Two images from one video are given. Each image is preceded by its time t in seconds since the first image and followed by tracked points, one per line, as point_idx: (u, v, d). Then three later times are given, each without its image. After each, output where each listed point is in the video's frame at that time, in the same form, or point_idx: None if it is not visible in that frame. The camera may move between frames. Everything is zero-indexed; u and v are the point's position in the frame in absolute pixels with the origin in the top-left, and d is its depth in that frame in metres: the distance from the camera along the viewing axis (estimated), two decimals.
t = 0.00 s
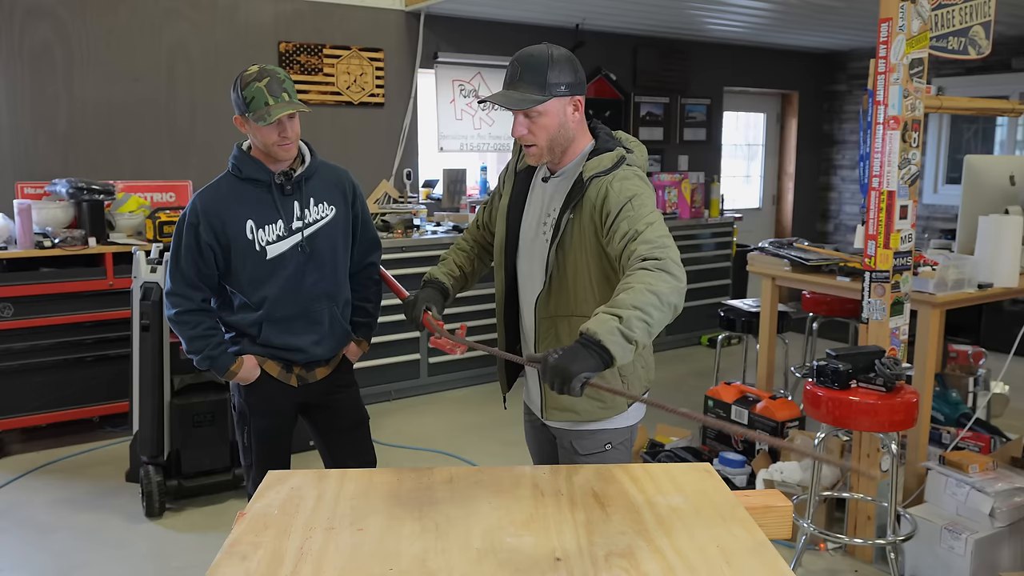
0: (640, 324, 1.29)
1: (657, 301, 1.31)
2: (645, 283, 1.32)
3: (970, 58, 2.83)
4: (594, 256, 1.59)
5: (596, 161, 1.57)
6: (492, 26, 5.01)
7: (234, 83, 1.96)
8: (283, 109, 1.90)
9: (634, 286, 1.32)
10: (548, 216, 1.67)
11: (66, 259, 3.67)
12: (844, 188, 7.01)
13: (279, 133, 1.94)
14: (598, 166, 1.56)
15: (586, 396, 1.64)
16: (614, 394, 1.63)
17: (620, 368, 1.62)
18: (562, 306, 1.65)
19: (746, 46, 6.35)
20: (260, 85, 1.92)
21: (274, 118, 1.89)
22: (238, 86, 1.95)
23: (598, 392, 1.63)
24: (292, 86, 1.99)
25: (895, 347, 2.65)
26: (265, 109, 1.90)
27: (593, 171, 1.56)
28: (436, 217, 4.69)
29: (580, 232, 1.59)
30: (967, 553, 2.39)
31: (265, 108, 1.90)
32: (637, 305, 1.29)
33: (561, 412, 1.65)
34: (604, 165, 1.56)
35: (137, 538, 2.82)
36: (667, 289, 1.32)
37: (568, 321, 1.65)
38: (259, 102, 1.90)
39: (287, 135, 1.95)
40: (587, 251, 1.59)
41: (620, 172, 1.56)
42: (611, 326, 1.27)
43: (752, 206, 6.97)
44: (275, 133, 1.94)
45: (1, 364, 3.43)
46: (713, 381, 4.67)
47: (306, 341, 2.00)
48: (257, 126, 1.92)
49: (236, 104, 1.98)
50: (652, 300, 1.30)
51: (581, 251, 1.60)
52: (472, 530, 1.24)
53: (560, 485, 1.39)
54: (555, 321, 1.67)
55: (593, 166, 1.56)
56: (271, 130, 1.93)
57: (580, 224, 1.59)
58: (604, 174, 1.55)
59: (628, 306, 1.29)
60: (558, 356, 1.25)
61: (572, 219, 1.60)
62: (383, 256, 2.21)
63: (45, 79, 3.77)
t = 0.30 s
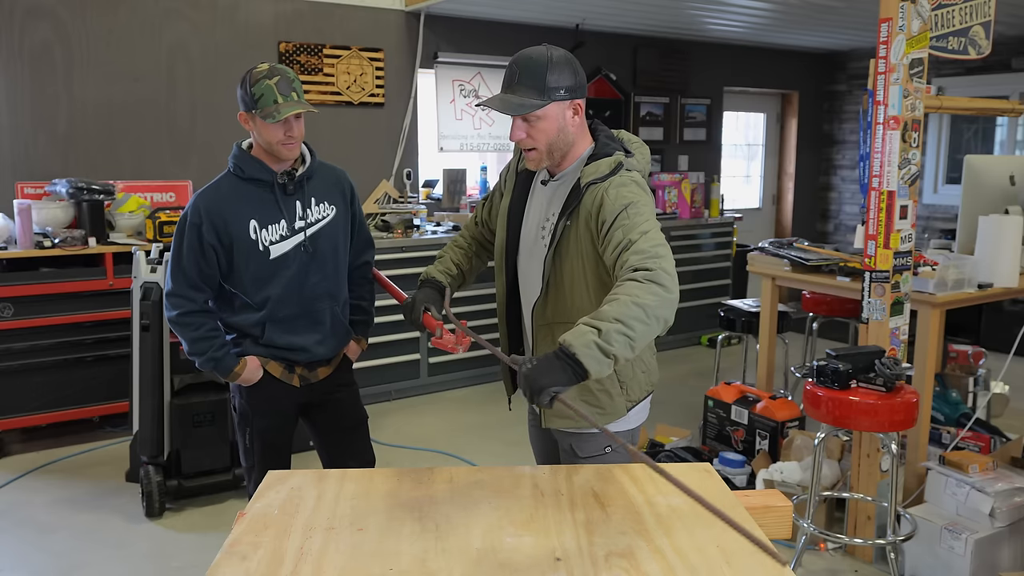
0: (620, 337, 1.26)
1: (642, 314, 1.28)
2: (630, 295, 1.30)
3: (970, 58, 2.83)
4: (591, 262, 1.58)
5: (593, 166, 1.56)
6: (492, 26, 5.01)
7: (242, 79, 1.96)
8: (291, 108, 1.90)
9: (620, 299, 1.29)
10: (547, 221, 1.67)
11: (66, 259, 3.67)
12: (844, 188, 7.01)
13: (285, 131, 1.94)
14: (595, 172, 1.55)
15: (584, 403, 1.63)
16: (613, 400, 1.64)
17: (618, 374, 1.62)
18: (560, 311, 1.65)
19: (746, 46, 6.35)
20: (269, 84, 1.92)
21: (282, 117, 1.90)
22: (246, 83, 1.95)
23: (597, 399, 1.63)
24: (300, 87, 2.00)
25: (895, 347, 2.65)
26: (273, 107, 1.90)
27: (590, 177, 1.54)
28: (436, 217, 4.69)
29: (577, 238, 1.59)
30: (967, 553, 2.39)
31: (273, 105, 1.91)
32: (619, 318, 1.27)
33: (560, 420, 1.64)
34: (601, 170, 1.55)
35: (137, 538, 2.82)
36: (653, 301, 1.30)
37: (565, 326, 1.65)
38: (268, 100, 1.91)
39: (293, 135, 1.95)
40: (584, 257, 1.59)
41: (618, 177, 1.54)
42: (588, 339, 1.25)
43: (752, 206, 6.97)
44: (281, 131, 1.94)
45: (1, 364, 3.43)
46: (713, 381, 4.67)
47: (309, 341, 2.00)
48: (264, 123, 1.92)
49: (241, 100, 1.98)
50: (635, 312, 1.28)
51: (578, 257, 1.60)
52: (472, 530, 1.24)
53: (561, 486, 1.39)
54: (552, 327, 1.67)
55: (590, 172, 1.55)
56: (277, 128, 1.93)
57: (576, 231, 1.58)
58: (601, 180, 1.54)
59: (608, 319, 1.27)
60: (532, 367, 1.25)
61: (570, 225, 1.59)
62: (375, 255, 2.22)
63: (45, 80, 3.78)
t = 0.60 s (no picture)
0: (592, 349, 1.27)
1: (617, 326, 1.28)
2: (606, 307, 1.30)
3: (970, 58, 2.83)
4: (588, 268, 1.58)
5: (592, 172, 1.56)
6: (492, 26, 5.01)
7: (251, 77, 1.95)
8: (300, 107, 1.90)
9: (597, 310, 1.30)
10: (546, 225, 1.67)
11: (66, 259, 3.67)
12: (844, 188, 7.01)
13: (291, 130, 1.94)
14: (593, 178, 1.55)
15: (585, 407, 1.64)
16: (613, 404, 1.64)
17: (618, 378, 1.63)
18: (559, 315, 1.65)
19: (746, 46, 6.36)
20: (280, 81, 1.92)
21: (291, 115, 1.90)
22: (255, 80, 1.95)
23: (597, 403, 1.63)
24: (309, 88, 2.00)
25: (895, 347, 2.65)
26: (283, 104, 1.90)
27: (588, 183, 1.55)
28: (436, 217, 4.69)
29: (574, 243, 1.59)
30: (967, 553, 2.39)
31: (283, 103, 1.90)
32: (592, 330, 1.27)
33: (561, 424, 1.64)
34: (599, 176, 1.55)
35: (137, 538, 2.82)
36: (630, 315, 1.29)
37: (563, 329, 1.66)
38: (278, 97, 1.90)
39: (298, 134, 1.95)
40: (581, 263, 1.59)
41: (616, 183, 1.53)
42: (557, 351, 1.26)
43: (752, 206, 6.97)
44: (287, 130, 1.94)
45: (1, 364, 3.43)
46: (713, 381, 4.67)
47: (311, 340, 2.01)
48: (271, 119, 1.92)
49: (249, 97, 1.97)
50: (608, 325, 1.28)
51: (573, 263, 1.60)
52: (472, 530, 1.24)
53: (561, 486, 1.39)
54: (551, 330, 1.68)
55: (589, 177, 1.55)
56: (284, 126, 1.93)
57: (573, 236, 1.58)
58: (599, 186, 1.54)
59: (581, 332, 1.27)
60: (501, 377, 1.28)
61: (567, 230, 1.59)
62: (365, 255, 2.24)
63: (45, 80, 3.78)
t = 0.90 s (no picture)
0: (589, 352, 1.27)
1: (614, 329, 1.28)
2: (603, 310, 1.29)
3: (970, 58, 2.83)
4: (586, 268, 1.58)
5: (590, 171, 1.56)
6: (492, 26, 5.01)
7: (264, 73, 1.96)
8: (311, 105, 1.91)
9: (593, 312, 1.29)
10: (545, 224, 1.67)
11: (66, 259, 3.67)
12: (844, 188, 7.01)
13: (300, 128, 1.94)
14: (592, 177, 1.54)
15: (583, 408, 1.64)
16: (610, 405, 1.64)
17: (616, 379, 1.62)
18: (557, 316, 1.66)
19: (746, 46, 6.36)
20: (294, 78, 1.93)
21: (302, 112, 1.90)
22: (268, 76, 1.95)
23: (595, 405, 1.63)
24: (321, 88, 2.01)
25: (895, 347, 2.65)
26: (295, 101, 1.91)
27: (587, 182, 1.54)
28: (436, 217, 4.68)
29: (572, 243, 1.59)
30: (968, 553, 2.39)
31: (295, 99, 1.91)
32: (589, 333, 1.27)
33: (558, 424, 1.65)
34: (597, 176, 1.55)
35: (137, 538, 2.82)
36: (628, 318, 1.29)
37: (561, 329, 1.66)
38: (291, 93, 1.92)
39: (306, 133, 1.95)
40: (579, 263, 1.58)
41: (613, 183, 1.53)
42: (554, 353, 1.26)
43: (752, 206, 6.97)
44: (295, 127, 1.94)
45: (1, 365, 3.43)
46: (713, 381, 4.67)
47: (312, 339, 2.02)
48: (281, 115, 1.92)
49: (260, 93, 1.97)
50: (605, 328, 1.28)
51: (572, 263, 1.60)
52: (472, 530, 1.24)
53: (561, 486, 1.38)
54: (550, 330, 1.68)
55: (587, 177, 1.55)
56: (292, 123, 1.93)
57: (571, 235, 1.58)
58: (597, 185, 1.53)
59: (578, 334, 1.27)
60: (498, 379, 1.27)
61: (565, 230, 1.59)
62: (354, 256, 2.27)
63: (45, 80, 3.78)
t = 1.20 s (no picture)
0: (599, 347, 1.27)
1: (622, 324, 1.28)
2: (611, 305, 1.29)
3: (970, 58, 2.83)
4: (587, 265, 1.58)
5: (592, 169, 1.55)
6: (492, 26, 5.01)
7: (268, 72, 1.95)
8: (316, 105, 1.91)
9: (602, 308, 1.29)
10: (546, 222, 1.67)
11: (66, 259, 3.67)
12: (844, 188, 7.01)
13: (303, 128, 1.94)
14: (593, 175, 1.54)
15: (584, 406, 1.64)
16: (612, 402, 1.64)
17: (617, 376, 1.63)
18: (559, 314, 1.65)
19: (746, 46, 6.36)
20: (299, 78, 1.93)
21: (306, 112, 1.90)
22: (273, 75, 1.95)
23: (596, 402, 1.63)
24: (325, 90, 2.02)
25: (895, 347, 2.65)
26: (300, 101, 1.91)
27: (588, 179, 1.54)
28: (436, 217, 4.68)
29: (574, 240, 1.59)
30: (968, 553, 2.39)
31: (300, 99, 1.91)
32: (598, 328, 1.27)
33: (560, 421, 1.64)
34: (599, 173, 1.55)
35: (137, 538, 2.82)
36: (635, 312, 1.29)
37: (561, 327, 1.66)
38: (296, 93, 1.92)
39: (310, 134, 1.95)
40: (581, 260, 1.59)
41: (615, 180, 1.53)
42: (565, 348, 1.26)
43: (753, 206, 6.98)
44: (299, 127, 1.94)
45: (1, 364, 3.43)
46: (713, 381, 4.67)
47: (313, 339, 2.02)
48: (284, 115, 1.92)
49: (264, 93, 1.97)
50: (612, 323, 1.28)
51: (575, 260, 1.60)
52: (472, 530, 1.24)
53: (561, 485, 1.39)
54: (551, 329, 1.68)
55: (589, 174, 1.55)
56: (296, 123, 1.93)
57: (574, 233, 1.58)
58: (599, 182, 1.53)
59: (588, 329, 1.27)
60: (509, 374, 1.26)
61: (567, 227, 1.59)
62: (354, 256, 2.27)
63: (45, 80, 3.78)
